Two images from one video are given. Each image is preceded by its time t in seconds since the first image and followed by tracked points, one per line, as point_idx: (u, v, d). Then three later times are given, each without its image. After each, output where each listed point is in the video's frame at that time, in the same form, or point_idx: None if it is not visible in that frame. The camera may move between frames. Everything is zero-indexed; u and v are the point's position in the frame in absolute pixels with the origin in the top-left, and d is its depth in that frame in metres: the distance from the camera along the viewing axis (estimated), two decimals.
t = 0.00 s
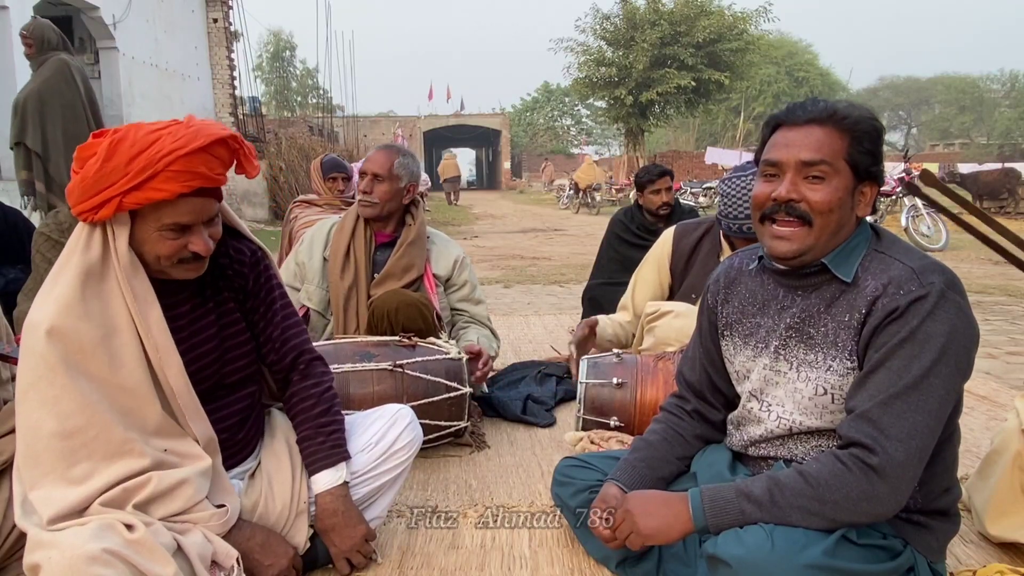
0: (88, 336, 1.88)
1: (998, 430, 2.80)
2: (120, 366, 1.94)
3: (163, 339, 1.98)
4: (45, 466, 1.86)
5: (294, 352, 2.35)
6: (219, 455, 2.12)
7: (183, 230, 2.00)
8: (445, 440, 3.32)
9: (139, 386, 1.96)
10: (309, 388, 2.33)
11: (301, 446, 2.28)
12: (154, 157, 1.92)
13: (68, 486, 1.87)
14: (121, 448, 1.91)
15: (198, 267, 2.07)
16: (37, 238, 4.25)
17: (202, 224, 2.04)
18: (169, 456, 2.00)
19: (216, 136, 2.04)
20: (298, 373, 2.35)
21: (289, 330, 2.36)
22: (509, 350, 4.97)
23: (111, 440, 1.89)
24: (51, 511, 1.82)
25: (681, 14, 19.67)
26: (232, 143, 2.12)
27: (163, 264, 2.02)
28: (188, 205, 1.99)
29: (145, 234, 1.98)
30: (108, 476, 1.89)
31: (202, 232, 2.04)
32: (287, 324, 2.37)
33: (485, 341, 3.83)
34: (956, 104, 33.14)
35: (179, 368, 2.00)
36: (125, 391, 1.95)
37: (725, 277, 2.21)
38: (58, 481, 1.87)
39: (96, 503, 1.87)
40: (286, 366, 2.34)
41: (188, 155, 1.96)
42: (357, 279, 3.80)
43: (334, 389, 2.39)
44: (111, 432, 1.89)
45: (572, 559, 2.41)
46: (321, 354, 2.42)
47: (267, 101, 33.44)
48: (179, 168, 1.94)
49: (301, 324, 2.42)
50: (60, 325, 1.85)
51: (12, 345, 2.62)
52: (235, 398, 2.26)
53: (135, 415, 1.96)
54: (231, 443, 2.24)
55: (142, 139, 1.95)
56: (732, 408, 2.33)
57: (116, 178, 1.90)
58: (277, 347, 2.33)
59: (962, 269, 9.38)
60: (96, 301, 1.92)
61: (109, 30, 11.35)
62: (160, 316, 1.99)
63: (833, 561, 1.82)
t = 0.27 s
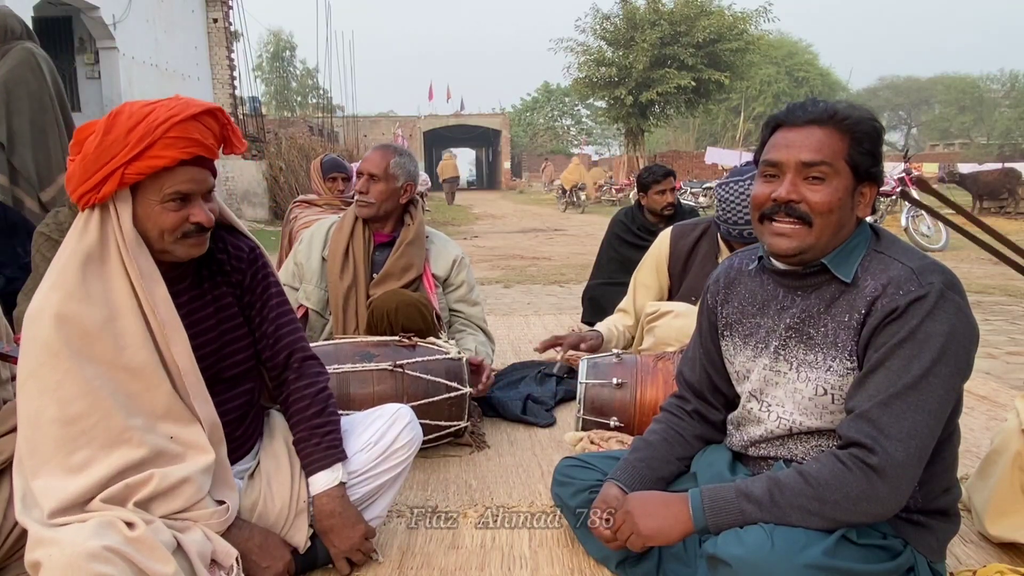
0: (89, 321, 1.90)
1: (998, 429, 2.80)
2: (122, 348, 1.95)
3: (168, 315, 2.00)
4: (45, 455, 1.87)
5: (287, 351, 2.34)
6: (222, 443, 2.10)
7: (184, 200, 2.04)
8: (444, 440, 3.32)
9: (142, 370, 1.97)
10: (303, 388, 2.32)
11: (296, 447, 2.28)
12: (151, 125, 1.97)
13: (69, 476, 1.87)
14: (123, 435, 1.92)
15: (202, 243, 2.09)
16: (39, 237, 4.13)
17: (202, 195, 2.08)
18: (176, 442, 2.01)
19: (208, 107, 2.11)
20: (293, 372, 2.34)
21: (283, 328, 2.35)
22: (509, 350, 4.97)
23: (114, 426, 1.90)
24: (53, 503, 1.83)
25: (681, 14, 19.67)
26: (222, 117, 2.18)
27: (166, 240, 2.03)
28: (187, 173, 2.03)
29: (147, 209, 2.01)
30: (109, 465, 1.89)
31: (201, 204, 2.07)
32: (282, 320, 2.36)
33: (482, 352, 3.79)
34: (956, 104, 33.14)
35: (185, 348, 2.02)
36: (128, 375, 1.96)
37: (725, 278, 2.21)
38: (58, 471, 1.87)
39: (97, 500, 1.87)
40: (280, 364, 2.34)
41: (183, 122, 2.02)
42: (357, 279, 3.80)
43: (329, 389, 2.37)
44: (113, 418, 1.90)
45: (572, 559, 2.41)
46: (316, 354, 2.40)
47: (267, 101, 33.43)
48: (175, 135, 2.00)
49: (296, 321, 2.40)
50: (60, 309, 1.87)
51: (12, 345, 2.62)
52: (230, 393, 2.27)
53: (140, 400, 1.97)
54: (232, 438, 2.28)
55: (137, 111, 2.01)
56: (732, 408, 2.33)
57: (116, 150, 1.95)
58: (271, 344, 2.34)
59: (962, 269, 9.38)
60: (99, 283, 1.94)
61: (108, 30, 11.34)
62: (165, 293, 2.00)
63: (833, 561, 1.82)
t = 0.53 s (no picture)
0: (95, 305, 1.93)
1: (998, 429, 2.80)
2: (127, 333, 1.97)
3: (169, 295, 2.03)
4: (43, 439, 1.86)
5: (286, 348, 2.34)
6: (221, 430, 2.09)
7: (187, 183, 2.08)
8: (444, 440, 3.33)
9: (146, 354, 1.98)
10: (300, 388, 2.31)
11: (295, 446, 2.28)
12: (154, 108, 2.04)
13: (69, 461, 1.87)
14: (125, 420, 1.93)
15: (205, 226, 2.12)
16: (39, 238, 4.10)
17: (204, 179, 2.13)
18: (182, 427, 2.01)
19: (208, 97, 2.18)
20: (291, 370, 2.33)
21: (283, 324, 2.35)
22: (509, 350, 4.97)
23: (117, 409, 1.92)
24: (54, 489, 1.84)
25: (681, 14, 19.66)
26: (221, 109, 2.25)
27: (169, 223, 2.06)
28: (189, 155, 2.09)
29: (151, 192, 2.06)
30: (109, 449, 1.90)
31: (203, 188, 2.12)
32: (282, 319, 2.36)
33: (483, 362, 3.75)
34: (956, 104, 33.12)
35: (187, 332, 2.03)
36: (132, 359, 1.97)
37: (725, 275, 2.22)
38: (58, 456, 1.86)
39: (98, 492, 1.88)
40: (277, 362, 2.33)
41: (185, 106, 2.09)
42: (357, 279, 3.80)
43: (328, 389, 2.37)
44: (115, 402, 1.92)
45: (572, 559, 2.41)
46: (315, 354, 2.39)
47: (267, 101, 33.43)
48: (177, 118, 2.07)
49: (293, 317, 2.39)
50: (65, 292, 1.90)
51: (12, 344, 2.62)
52: (230, 389, 2.27)
53: (143, 384, 1.98)
54: (233, 434, 2.28)
55: (141, 97, 2.07)
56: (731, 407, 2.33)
57: (120, 133, 2.01)
58: (270, 341, 2.33)
59: (962, 270, 9.38)
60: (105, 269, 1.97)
61: (108, 30, 11.33)
62: (168, 276, 2.04)
63: (834, 561, 1.81)
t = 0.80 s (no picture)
0: (95, 291, 1.94)
1: (998, 429, 2.80)
2: (129, 321, 2.00)
3: (168, 282, 2.04)
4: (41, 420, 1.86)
5: (282, 345, 2.35)
6: (217, 417, 2.09)
7: (186, 173, 2.09)
8: (444, 440, 3.33)
9: (145, 340, 1.99)
10: (297, 385, 2.32)
11: (292, 444, 2.28)
12: (155, 99, 2.06)
13: (68, 440, 1.86)
14: (123, 403, 1.94)
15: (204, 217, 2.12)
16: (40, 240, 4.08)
17: (203, 170, 2.14)
18: (177, 412, 1.99)
19: (209, 93, 2.19)
20: (287, 367, 2.34)
21: (280, 323, 2.36)
22: (509, 350, 4.97)
23: (116, 393, 1.93)
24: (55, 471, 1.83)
25: (681, 14, 19.66)
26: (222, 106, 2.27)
27: (168, 212, 2.07)
28: (189, 146, 2.09)
29: (151, 182, 2.06)
30: (107, 432, 1.90)
31: (202, 178, 2.13)
32: (280, 318, 2.37)
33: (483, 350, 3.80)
34: (956, 104, 33.12)
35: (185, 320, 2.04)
36: (132, 344, 1.99)
37: (728, 267, 2.23)
38: (57, 438, 1.84)
39: (102, 480, 1.88)
40: (275, 359, 2.34)
41: (186, 98, 2.11)
42: (357, 279, 3.80)
43: (323, 388, 2.37)
44: (114, 385, 1.94)
45: (572, 559, 2.41)
46: (310, 353, 2.41)
47: (267, 102, 33.43)
48: (177, 110, 2.08)
49: (289, 313, 2.41)
50: (68, 279, 1.92)
51: (13, 344, 2.62)
52: (230, 384, 2.26)
53: (142, 370, 1.99)
54: (233, 427, 2.28)
55: (143, 90, 2.10)
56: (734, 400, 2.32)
57: (123, 123, 2.03)
58: (266, 339, 2.34)
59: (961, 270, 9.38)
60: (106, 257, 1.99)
61: (108, 30, 11.32)
62: (167, 264, 2.04)
63: (833, 558, 1.81)
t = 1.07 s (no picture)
0: (93, 282, 1.94)
1: (998, 429, 2.80)
2: (127, 313, 2.00)
3: (166, 274, 2.04)
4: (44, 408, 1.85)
5: (276, 343, 2.34)
6: (215, 406, 2.10)
7: (183, 170, 2.09)
8: (444, 440, 3.33)
9: (144, 331, 1.99)
10: (291, 379, 2.33)
11: (287, 440, 2.28)
12: (154, 97, 2.08)
13: (70, 427, 1.86)
14: (124, 392, 1.95)
15: (199, 213, 2.12)
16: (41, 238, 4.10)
17: (200, 169, 2.14)
18: (177, 400, 1.99)
19: (204, 94, 2.22)
20: (282, 364, 2.34)
21: (274, 320, 2.36)
22: (509, 350, 4.97)
23: (116, 383, 1.94)
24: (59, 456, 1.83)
25: (681, 14, 19.67)
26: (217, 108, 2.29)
27: (165, 208, 2.07)
28: (186, 145, 2.10)
29: (148, 178, 2.06)
30: (109, 420, 1.90)
31: (198, 176, 2.13)
32: (272, 313, 2.37)
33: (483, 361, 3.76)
34: (956, 104, 33.10)
35: (183, 310, 2.05)
36: (131, 335, 1.99)
37: (727, 272, 2.23)
38: (59, 423, 1.84)
39: (104, 464, 1.87)
40: (269, 357, 2.33)
41: (184, 98, 2.13)
42: (357, 279, 3.80)
43: (317, 384, 2.37)
44: (114, 375, 1.94)
45: (572, 559, 2.41)
46: (304, 351, 2.40)
47: (267, 102, 33.45)
48: (174, 109, 2.10)
49: (282, 314, 2.40)
50: (68, 274, 1.93)
51: (13, 344, 2.63)
52: (225, 376, 2.26)
53: (141, 360, 1.99)
54: (231, 420, 2.29)
55: (142, 91, 2.12)
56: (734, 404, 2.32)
57: (122, 120, 2.04)
58: (263, 339, 2.34)
59: (962, 270, 9.38)
60: (104, 248, 1.99)
61: (108, 30, 11.33)
62: (165, 259, 2.05)
63: (835, 557, 1.81)
